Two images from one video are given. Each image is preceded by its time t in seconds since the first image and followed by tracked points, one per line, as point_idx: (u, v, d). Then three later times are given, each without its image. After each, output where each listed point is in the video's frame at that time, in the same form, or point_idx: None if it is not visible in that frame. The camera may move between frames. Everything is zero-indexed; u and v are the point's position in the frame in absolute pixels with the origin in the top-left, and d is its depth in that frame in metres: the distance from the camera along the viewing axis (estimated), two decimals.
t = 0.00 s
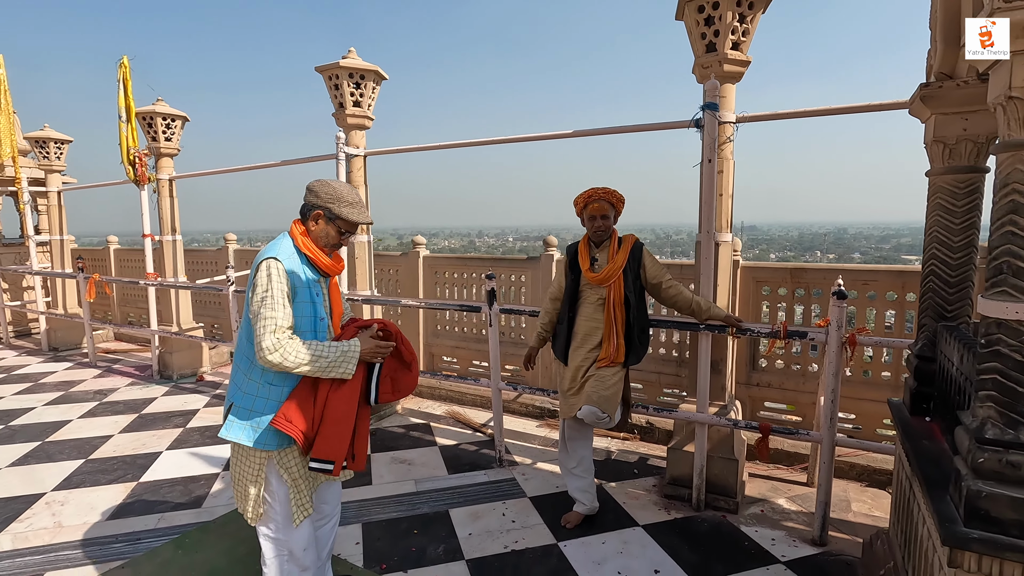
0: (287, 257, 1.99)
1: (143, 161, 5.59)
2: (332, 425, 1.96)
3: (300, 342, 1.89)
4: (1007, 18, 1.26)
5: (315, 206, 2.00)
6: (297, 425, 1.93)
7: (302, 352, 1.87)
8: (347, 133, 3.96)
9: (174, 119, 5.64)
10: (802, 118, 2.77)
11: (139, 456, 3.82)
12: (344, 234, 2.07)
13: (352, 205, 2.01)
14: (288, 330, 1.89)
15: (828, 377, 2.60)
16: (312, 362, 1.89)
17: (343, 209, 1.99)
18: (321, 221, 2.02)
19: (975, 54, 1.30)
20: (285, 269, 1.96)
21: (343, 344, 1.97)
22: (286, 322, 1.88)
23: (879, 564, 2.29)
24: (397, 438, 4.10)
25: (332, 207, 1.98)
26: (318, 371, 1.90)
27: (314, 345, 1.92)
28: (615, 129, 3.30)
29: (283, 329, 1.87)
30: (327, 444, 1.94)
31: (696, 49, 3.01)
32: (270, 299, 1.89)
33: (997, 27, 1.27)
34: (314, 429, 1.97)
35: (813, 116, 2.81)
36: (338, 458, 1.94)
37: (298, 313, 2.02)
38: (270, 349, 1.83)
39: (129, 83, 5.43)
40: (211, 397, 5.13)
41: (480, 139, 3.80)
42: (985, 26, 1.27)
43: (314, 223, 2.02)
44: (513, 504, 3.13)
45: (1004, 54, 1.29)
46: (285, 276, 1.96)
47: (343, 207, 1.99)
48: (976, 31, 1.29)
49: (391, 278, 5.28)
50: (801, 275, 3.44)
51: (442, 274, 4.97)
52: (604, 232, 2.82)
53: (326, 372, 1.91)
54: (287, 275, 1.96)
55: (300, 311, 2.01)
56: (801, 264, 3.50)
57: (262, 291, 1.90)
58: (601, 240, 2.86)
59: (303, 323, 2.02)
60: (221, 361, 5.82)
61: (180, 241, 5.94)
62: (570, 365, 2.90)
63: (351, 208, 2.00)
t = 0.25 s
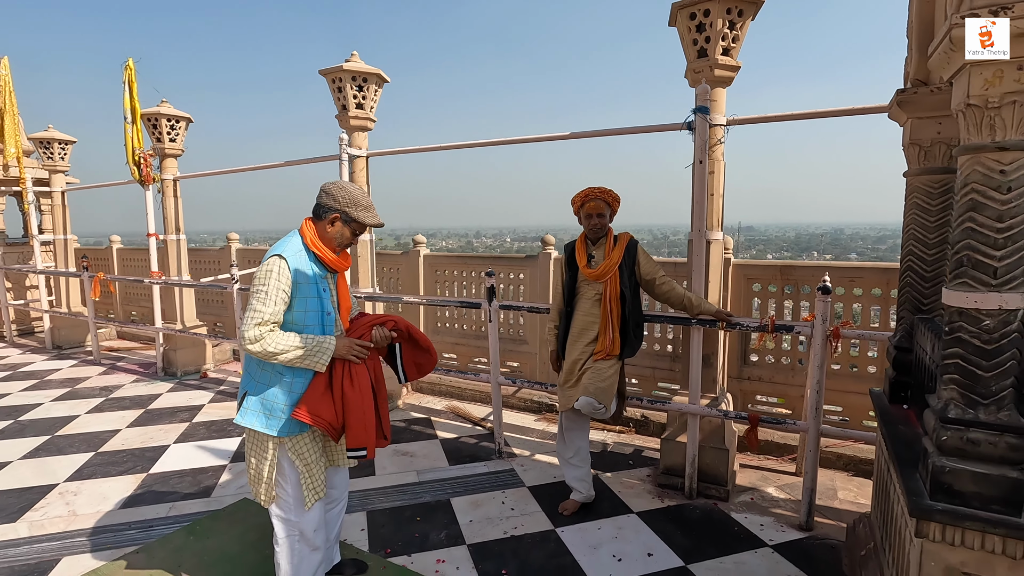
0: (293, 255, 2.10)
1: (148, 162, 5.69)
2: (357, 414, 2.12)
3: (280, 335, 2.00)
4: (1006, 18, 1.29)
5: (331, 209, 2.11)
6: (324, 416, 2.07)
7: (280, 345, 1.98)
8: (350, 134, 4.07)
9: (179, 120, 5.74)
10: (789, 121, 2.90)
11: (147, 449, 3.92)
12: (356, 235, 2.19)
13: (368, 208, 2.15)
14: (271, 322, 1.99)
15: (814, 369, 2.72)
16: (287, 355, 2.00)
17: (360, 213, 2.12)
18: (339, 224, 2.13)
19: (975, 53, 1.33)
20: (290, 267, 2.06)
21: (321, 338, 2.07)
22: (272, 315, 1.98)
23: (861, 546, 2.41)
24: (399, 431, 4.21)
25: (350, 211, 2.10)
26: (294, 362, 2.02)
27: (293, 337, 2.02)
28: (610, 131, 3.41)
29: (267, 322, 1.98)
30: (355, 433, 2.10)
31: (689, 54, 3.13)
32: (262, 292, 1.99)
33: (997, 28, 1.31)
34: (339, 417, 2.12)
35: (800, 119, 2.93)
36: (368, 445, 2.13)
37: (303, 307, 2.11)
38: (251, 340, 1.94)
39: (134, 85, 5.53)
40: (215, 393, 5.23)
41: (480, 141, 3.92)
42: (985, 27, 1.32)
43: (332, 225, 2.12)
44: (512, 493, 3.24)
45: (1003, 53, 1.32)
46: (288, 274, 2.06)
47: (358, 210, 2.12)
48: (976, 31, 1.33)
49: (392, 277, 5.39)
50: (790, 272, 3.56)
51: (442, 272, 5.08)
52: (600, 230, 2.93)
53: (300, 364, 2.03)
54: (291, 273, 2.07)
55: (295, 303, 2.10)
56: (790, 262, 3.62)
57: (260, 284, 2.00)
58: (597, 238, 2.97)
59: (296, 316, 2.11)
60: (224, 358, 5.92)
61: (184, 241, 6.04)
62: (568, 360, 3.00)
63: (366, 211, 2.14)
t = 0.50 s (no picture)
0: (302, 254, 2.21)
1: (152, 163, 5.78)
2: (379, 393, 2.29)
3: (297, 329, 2.11)
4: (1006, 19, 1.40)
5: (338, 210, 2.21)
6: (346, 401, 2.23)
7: (297, 339, 2.09)
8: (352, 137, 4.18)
9: (182, 122, 5.83)
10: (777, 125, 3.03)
11: (155, 444, 4.02)
12: (362, 235, 2.30)
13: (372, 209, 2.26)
14: (287, 319, 2.09)
15: (800, 363, 2.84)
16: (305, 347, 2.11)
17: (367, 214, 2.23)
18: (346, 224, 2.23)
19: (975, 53, 1.42)
20: (299, 266, 2.17)
21: (333, 332, 2.19)
22: (287, 311, 2.09)
23: (844, 530, 2.53)
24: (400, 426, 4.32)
25: (357, 212, 2.21)
26: (311, 354, 2.13)
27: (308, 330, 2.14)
28: (606, 134, 3.53)
29: (283, 318, 2.09)
30: (381, 408, 2.29)
31: (680, 61, 3.25)
32: (276, 290, 2.10)
33: (996, 28, 1.40)
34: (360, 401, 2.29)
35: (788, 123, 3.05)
36: (395, 417, 2.32)
37: (311, 304, 2.22)
38: (270, 336, 2.05)
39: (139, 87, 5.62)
40: (219, 390, 5.33)
41: (479, 143, 4.03)
42: (986, 27, 1.41)
43: (339, 225, 2.23)
44: (511, 484, 3.35)
45: (1002, 53, 1.41)
46: (298, 271, 2.17)
47: (365, 211, 2.23)
48: (978, 32, 1.42)
49: (393, 276, 5.50)
50: (779, 270, 3.69)
51: (441, 271, 5.19)
52: (596, 230, 3.05)
53: (317, 355, 2.14)
54: (300, 271, 2.17)
55: (306, 301, 2.21)
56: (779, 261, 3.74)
57: (273, 283, 2.11)
58: (594, 238, 3.08)
59: (307, 312, 2.22)
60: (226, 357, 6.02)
61: (187, 241, 6.13)
62: (566, 356, 3.11)
63: (371, 212, 2.25)
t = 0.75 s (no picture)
0: (308, 255, 2.26)
1: (153, 165, 5.82)
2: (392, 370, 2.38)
3: (310, 325, 2.17)
4: (1005, 20, 1.46)
5: (341, 211, 2.27)
6: (364, 381, 2.28)
7: (311, 333, 2.16)
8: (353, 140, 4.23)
9: (182, 124, 5.87)
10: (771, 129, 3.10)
11: (157, 444, 4.06)
12: (365, 235, 2.36)
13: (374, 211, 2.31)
14: (298, 316, 2.16)
15: (794, 362, 2.91)
16: (320, 339, 2.17)
17: (370, 215, 2.29)
18: (349, 225, 2.29)
19: (977, 52, 1.46)
20: (305, 266, 2.22)
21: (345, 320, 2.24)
22: (297, 310, 2.15)
23: (836, 524, 2.60)
24: (400, 426, 4.37)
25: (360, 213, 2.27)
26: (325, 347, 2.19)
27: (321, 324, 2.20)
28: (603, 137, 3.59)
29: (294, 316, 2.15)
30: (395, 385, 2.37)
31: (676, 66, 3.31)
32: (285, 291, 2.16)
33: (996, 28, 1.46)
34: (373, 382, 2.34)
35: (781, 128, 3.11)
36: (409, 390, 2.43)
37: (316, 303, 2.27)
38: (284, 335, 2.11)
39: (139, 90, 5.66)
40: (219, 391, 5.37)
41: (478, 146, 4.09)
42: (987, 27, 1.46)
43: (343, 226, 2.29)
44: (511, 482, 3.41)
45: (1002, 53, 1.46)
46: (304, 272, 2.23)
47: (368, 213, 2.29)
48: (978, 32, 1.47)
49: (392, 277, 5.56)
50: (773, 271, 3.76)
51: (440, 273, 5.25)
52: (594, 232, 3.10)
53: (333, 345, 2.20)
54: (306, 272, 2.23)
55: (313, 299, 2.26)
56: (773, 262, 3.81)
57: (281, 284, 2.17)
58: (591, 240, 3.14)
59: (316, 310, 2.27)
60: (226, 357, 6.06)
61: (187, 242, 6.17)
62: (564, 355, 3.17)
63: (373, 213, 2.31)
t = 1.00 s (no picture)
0: (304, 254, 2.25)
1: (147, 166, 5.79)
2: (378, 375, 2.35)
3: (312, 322, 2.18)
4: (1004, 20, 1.45)
5: (335, 210, 2.26)
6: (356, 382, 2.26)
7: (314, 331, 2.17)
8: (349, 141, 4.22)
9: (177, 125, 5.84)
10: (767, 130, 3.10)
11: (152, 446, 4.03)
12: (360, 235, 2.35)
13: (368, 209, 2.30)
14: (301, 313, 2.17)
15: (791, 362, 2.91)
16: (323, 336, 2.19)
17: (363, 213, 2.28)
18: (343, 224, 2.28)
19: (976, 52, 1.46)
20: (301, 266, 2.22)
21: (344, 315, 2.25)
22: (299, 307, 2.16)
23: (833, 524, 2.60)
24: (397, 427, 4.36)
25: (354, 211, 2.26)
26: (326, 344, 2.20)
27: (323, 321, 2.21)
28: (600, 138, 3.59)
29: (296, 314, 2.15)
30: (378, 397, 2.33)
31: (672, 67, 3.32)
32: (284, 289, 2.16)
33: (996, 28, 1.45)
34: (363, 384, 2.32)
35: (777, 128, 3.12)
36: (387, 409, 2.36)
37: (314, 302, 2.26)
38: (287, 333, 2.12)
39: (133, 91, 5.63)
40: (215, 393, 5.34)
41: (474, 147, 4.08)
42: (987, 27, 1.46)
43: (336, 225, 2.28)
44: (508, 483, 3.40)
45: (1001, 53, 1.45)
46: (301, 271, 2.22)
47: (362, 210, 2.28)
48: (978, 32, 1.46)
49: (388, 278, 5.54)
50: (770, 271, 3.76)
51: (437, 273, 5.24)
52: (590, 233, 3.10)
53: (335, 341, 2.21)
54: (302, 271, 2.22)
55: (311, 298, 2.26)
56: (770, 262, 3.81)
57: (280, 283, 2.16)
58: (587, 241, 3.14)
59: (314, 309, 2.27)
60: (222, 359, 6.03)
61: (182, 243, 6.14)
62: (562, 356, 3.17)
63: (367, 211, 2.29)
